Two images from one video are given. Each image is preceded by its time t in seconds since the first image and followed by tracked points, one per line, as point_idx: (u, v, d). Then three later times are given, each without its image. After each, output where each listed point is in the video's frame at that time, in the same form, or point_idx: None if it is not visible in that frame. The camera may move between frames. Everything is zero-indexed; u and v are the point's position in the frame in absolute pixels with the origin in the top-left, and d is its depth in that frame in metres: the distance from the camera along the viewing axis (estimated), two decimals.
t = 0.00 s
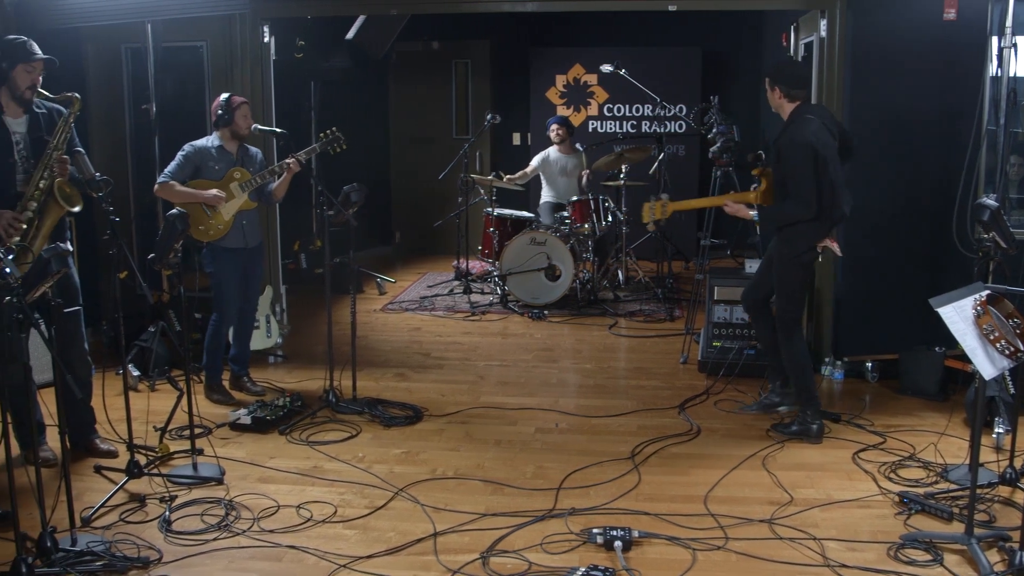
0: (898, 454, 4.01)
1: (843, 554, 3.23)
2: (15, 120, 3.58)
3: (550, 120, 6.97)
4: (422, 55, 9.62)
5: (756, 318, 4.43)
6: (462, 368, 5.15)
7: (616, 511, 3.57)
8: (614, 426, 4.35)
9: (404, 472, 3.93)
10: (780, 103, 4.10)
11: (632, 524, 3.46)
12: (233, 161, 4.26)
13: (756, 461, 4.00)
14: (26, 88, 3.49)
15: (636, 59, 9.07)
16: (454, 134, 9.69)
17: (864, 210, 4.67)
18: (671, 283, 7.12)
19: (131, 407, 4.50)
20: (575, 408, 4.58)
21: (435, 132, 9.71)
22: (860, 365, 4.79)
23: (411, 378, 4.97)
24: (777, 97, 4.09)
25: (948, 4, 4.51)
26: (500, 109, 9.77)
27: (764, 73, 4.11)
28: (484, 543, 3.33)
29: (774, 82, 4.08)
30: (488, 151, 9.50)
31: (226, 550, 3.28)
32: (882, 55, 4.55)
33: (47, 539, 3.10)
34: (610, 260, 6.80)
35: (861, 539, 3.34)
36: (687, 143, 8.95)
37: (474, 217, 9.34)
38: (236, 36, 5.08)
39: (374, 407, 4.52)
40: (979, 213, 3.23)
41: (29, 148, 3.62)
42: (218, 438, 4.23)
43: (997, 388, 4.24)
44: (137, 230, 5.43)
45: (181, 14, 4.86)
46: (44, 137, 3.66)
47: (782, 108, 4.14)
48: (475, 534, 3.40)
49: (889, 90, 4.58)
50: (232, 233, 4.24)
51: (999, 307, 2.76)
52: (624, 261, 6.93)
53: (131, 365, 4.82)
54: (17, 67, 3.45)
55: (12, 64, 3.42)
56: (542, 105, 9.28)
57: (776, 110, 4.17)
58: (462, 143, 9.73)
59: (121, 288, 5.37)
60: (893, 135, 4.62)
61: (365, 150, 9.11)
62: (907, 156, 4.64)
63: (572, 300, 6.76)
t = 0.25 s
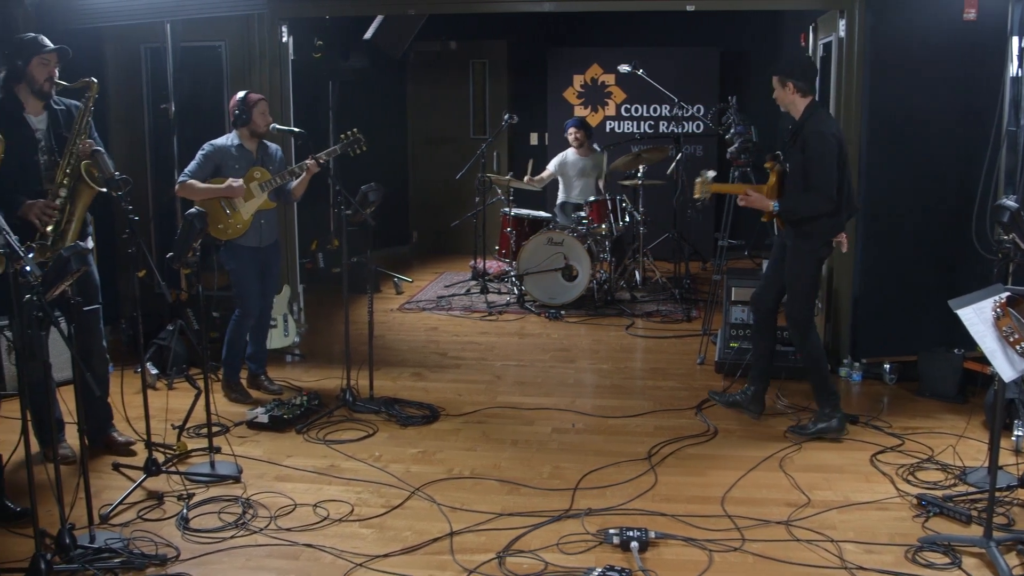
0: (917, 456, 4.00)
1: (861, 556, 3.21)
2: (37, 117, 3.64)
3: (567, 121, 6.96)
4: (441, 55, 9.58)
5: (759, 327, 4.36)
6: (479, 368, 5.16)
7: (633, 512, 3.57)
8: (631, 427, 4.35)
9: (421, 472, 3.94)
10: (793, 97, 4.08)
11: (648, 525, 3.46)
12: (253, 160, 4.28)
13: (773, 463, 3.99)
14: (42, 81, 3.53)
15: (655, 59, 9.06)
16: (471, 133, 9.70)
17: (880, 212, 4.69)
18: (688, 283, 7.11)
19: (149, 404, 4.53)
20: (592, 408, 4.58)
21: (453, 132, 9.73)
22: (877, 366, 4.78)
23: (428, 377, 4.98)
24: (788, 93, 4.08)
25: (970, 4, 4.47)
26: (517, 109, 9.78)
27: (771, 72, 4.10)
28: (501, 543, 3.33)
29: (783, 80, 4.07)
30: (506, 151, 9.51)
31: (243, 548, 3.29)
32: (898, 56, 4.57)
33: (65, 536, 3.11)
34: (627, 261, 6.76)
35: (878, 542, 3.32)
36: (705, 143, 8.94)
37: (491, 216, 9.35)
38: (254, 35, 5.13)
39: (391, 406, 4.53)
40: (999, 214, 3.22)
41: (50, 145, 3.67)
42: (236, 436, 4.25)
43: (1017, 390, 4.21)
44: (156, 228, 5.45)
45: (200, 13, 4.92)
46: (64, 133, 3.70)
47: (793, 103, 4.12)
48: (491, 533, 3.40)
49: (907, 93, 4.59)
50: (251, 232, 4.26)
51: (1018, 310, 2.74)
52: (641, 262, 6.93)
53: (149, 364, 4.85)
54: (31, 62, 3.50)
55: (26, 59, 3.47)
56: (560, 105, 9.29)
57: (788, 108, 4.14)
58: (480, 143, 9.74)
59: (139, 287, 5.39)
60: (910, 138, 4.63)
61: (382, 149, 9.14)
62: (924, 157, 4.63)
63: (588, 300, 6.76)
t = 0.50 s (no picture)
0: (939, 459, 3.97)
1: (882, 560, 3.19)
2: (60, 117, 3.66)
3: (590, 120, 6.98)
4: (460, 55, 9.67)
5: (774, 329, 4.39)
6: (499, 368, 5.17)
7: (652, 513, 3.56)
8: (651, 428, 4.34)
9: (441, 471, 3.94)
10: (797, 99, 4.08)
11: (668, 526, 3.45)
12: (275, 159, 4.30)
13: (794, 465, 3.97)
14: (65, 82, 3.53)
15: (677, 59, 9.08)
16: (493, 133, 9.73)
17: (904, 214, 4.67)
18: (709, 284, 7.10)
19: (172, 402, 4.56)
20: (612, 408, 4.58)
21: (475, 131, 9.77)
22: (900, 370, 4.76)
23: (449, 377, 5.00)
24: (792, 95, 4.08)
25: (994, 4, 4.46)
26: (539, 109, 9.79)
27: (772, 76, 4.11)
28: (521, 543, 3.33)
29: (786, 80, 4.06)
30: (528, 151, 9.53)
31: (264, 546, 3.31)
32: (922, 57, 4.55)
33: (88, 532, 3.14)
34: (648, 261, 6.73)
35: (900, 545, 3.30)
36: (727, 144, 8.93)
37: (513, 216, 9.37)
38: (277, 35, 5.15)
39: (412, 406, 4.54)
40: None
41: (73, 144, 3.69)
42: (257, 434, 4.27)
43: None
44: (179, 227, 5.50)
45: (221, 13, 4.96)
46: (87, 131, 3.72)
47: (797, 106, 4.12)
48: (512, 533, 3.41)
49: (932, 94, 4.57)
50: (273, 230, 4.28)
51: None
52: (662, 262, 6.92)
53: (172, 362, 4.89)
54: (53, 63, 3.51)
55: (47, 60, 3.48)
56: (582, 106, 9.31)
57: (791, 111, 4.14)
58: (502, 143, 9.77)
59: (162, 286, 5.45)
60: (934, 139, 4.61)
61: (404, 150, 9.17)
62: (946, 158, 4.61)
63: (609, 300, 6.76)
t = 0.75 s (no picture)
0: (962, 462, 3.94)
1: (905, 563, 3.17)
2: (83, 117, 3.67)
3: (613, 120, 6.96)
4: (481, 56, 9.67)
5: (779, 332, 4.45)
6: (520, 367, 5.18)
7: (673, 514, 3.55)
8: (672, 429, 4.33)
9: (462, 471, 3.94)
10: (794, 99, 4.17)
11: (689, 527, 3.43)
12: (300, 161, 4.34)
13: (816, 467, 3.95)
14: (88, 81, 3.56)
15: (698, 60, 9.05)
16: (515, 134, 9.73)
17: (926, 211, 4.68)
18: (731, 285, 7.09)
19: (195, 400, 4.59)
20: (633, 408, 4.57)
21: (498, 131, 9.75)
22: (921, 372, 4.75)
23: (470, 376, 5.01)
24: (791, 97, 4.17)
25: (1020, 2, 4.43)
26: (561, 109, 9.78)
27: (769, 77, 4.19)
28: (541, 543, 3.32)
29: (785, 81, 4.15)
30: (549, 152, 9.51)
31: (285, 544, 3.32)
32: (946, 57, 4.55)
33: (111, 528, 3.15)
34: (670, 261, 6.81)
35: (922, 548, 3.27)
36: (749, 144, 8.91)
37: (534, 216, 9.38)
38: (300, 34, 5.19)
39: (433, 405, 4.55)
40: None
41: (96, 144, 3.71)
42: (279, 433, 4.29)
43: None
44: (202, 226, 5.53)
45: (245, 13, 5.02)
46: (111, 131, 3.73)
47: (795, 105, 4.21)
48: (532, 533, 3.40)
49: (954, 91, 4.57)
50: (300, 232, 4.30)
51: None
52: (684, 263, 6.92)
53: (195, 359, 4.93)
54: (77, 62, 3.54)
55: (71, 61, 3.52)
56: (603, 105, 9.32)
57: (786, 109, 4.22)
58: (524, 143, 9.77)
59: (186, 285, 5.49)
60: (956, 136, 4.61)
61: (425, 150, 9.18)
62: (970, 158, 4.61)
63: (631, 300, 6.76)
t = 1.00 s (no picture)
0: (983, 465, 3.92)
1: (924, 566, 3.14)
2: (105, 115, 3.70)
3: (635, 120, 7.00)
4: (501, 55, 9.72)
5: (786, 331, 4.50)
6: (539, 368, 5.19)
7: (691, 515, 3.53)
8: (691, 430, 4.33)
9: (480, 470, 3.94)
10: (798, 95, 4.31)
11: (708, 528, 3.42)
12: (320, 159, 4.36)
13: (835, 468, 3.94)
14: (110, 79, 3.58)
15: (719, 59, 9.13)
16: (534, 134, 9.77)
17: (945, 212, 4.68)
18: (751, 286, 7.08)
19: (214, 399, 4.62)
20: (651, 409, 4.57)
21: (517, 133, 9.82)
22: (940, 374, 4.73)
23: (489, 376, 5.01)
24: (796, 92, 4.32)
25: None
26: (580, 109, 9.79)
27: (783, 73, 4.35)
28: (559, 543, 3.32)
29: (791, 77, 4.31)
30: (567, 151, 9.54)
31: (303, 542, 3.33)
32: (967, 55, 4.54)
33: (130, 525, 3.16)
34: (688, 261, 6.85)
35: (942, 551, 3.24)
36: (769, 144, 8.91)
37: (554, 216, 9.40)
38: (321, 35, 5.22)
39: (451, 404, 4.56)
40: None
41: (117, 143, 3.73)
42: (298, 431, 4.31)
43: None
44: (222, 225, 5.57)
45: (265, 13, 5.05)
46: (131, 130, 3.75)
47: (800, 103, 4.34)
48: (550, 533, 3.40)
49: (972, 91, 4.56)
50: (319, 229, 4.33)
51: None
52: (703, 264, 6.93)
53: (215, 358, 4.98)
54: (98, 60, 3.56)
55: (91, 59, 3.54)
56: (622, 105, 9.36)
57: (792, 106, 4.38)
58: (543, 143, 9.80)
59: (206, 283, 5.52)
60: (977, 134, 4.59)
61: (444, 151, 9.19)
62: (991, 156, 4.60)
63: (649, 300, 6.76)
